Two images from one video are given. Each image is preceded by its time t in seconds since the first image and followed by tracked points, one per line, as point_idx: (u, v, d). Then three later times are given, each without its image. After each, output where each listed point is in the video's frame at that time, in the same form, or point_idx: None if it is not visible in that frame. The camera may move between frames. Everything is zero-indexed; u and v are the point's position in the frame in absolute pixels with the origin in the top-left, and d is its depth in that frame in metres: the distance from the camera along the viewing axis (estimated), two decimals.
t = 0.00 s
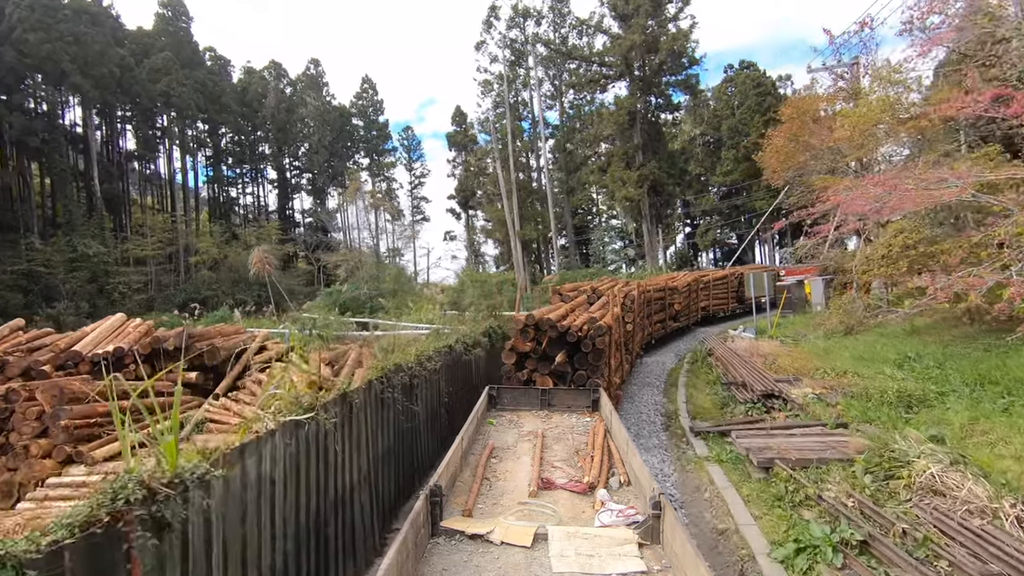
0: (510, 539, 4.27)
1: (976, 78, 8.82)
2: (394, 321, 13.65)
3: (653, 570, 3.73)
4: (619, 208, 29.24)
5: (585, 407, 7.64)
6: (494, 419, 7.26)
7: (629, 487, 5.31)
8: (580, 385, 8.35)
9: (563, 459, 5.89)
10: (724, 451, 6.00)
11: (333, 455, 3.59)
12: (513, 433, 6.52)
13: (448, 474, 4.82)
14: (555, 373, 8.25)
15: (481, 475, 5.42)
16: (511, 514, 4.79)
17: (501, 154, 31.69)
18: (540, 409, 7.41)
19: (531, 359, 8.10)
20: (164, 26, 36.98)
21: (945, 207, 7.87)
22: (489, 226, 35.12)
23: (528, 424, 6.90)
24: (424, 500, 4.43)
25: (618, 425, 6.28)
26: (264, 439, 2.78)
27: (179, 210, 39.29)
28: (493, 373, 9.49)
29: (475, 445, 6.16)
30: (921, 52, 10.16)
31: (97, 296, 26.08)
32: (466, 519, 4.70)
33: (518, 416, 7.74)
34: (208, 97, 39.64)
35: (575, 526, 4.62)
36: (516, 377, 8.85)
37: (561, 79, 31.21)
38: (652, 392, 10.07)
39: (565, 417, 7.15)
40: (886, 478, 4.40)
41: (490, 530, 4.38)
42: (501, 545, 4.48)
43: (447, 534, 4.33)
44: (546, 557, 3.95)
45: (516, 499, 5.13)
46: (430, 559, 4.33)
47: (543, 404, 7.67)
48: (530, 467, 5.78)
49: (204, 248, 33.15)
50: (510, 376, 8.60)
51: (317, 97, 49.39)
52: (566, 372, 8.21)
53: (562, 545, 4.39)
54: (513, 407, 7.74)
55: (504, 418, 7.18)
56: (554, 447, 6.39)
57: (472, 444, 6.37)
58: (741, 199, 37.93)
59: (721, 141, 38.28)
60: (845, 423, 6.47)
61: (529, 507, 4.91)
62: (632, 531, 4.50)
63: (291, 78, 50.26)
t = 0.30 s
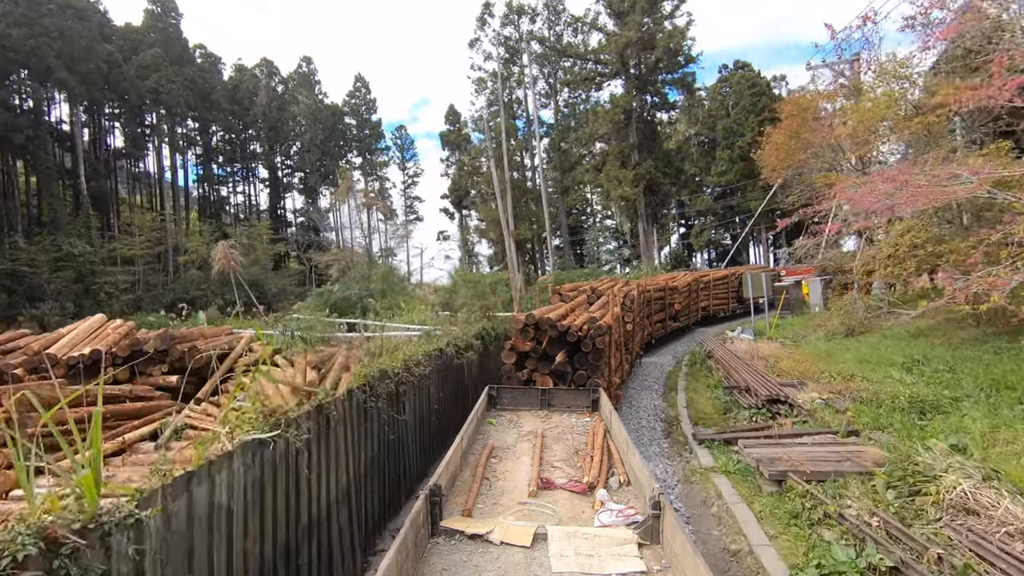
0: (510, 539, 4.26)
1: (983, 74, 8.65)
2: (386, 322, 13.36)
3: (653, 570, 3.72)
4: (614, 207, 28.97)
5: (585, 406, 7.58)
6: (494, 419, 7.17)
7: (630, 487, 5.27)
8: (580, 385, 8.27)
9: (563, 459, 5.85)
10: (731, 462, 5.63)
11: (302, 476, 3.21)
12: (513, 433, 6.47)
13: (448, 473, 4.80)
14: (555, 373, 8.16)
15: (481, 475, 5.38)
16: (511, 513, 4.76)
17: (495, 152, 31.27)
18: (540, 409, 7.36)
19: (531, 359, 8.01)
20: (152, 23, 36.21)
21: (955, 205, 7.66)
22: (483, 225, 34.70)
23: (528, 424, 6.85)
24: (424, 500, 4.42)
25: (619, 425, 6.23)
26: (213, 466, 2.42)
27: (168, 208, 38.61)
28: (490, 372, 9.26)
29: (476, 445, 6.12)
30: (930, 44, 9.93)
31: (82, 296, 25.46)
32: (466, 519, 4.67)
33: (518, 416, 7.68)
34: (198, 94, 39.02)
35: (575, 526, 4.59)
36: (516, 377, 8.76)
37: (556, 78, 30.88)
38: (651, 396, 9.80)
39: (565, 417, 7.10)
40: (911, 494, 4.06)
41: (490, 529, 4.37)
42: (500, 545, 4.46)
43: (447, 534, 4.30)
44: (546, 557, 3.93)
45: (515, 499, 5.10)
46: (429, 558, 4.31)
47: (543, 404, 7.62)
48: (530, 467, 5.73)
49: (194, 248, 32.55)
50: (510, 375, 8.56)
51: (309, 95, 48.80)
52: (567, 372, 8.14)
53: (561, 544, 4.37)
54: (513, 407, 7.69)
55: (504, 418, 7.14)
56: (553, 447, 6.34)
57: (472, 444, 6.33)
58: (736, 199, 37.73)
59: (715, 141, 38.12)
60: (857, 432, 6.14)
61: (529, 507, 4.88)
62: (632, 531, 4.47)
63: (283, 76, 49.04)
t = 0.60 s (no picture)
0: (510, 539, 4.14)
1: (989, 68, 8.46)
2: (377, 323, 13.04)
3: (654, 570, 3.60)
4: (609, 207, 28.68)
5: (585, 406, 7.46)
6: (494, 419, 7.05)
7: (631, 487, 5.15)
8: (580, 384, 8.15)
9: (563, 459, 5.73)
10: (739, 473, 5.26)
11: (266, 501, 2.84)
12: (512, 433, 6.37)
13: (447, 473, 4.69)
14: (556, 373, 8.12)
15: (480, 475, 5.28)
16: (511, 514, 4.64)
17: (488, 151, 30.85)
18: (540, 409, 7.25)
19: (531, 359, 7.95)
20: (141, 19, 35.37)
21: (967, 201, 7.41)
22: (476, 225, 34.29)
23: (528, 424, 6.73)
24: (422, 501, 4.32)
25: (619, 425, 6.12)
26: (148, 501, 2.06)
27: (156, 208, 37.85)
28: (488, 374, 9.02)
29: (476, 445, 6.03)
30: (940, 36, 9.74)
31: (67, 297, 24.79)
32: (466, 519, 4.57)
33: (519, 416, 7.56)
34: (187, 92, 38.35)
35: (575, 526, 4.47)
36: (516, 377, 8.65)
37: (550, 76, 30.57)
38: (650, 400, 9.47)
39: (565, 416, 6.98)
40: (942, 514, 3.73)
41: (490, 529, 4.25)
42: (500, 545, 4.34)
43: (446, 533, 4.19)
44: (546, 557, 3.82)
45: (515, 499, 4.98)
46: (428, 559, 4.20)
47: (543, 404, 7.55)
48: (530, 467, 5.62)
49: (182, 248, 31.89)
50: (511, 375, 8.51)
51: (301, 93, 48.17)
52: (567, 372, 8.08)
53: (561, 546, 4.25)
54: (513, 407, 7.57)
55: (504, 419, 7.04)
56: (553, 447, 6.21)
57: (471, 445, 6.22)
58: (730, 200, 37.58)
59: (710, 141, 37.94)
60: (870, 440, 5.82)
61: (529, 507, 4.77)
62: (633, 531, 4.36)
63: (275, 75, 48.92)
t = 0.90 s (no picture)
0: (510, 539, 4.19)
1: (994, 65, 8.37)
2: (370, 324, 12.75)
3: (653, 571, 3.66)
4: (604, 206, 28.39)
5: (585, 407, 7.40)
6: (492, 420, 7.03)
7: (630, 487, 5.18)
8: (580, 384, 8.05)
9: (563, 459, 5.75)
10: (750, 487, 4.90)
11: (216, 536, 2.47)
12: (512, 434, 6.37)
13: (447, 473, 4.71)
14: (555, 373, 8.05)
15: (481, 475, 5.29)
16: (511, 514, 4.68)
17: (482, 150, 30.47)
18: (539, 409, 7.22)
19: (532, 359, 7.96)
20: (129, 15, 34.63)
21: (973, 201, 7.32)
22: (470, 225, 33.88)
23: (528, 424, 6.72)
24: (423, 500, 4.34)
25: (618, 425, 6.12)
26: (50, 557, 1.67)
27: (144, 208, 37.15)
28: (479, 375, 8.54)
29: (475, 445, 6.05)
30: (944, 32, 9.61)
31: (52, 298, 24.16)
32: (466, 519, 4.59)
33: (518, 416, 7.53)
34: (177, 90, 37.69)
35: (575, 526, 4.51)
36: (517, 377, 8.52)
37: (545, 74, 30.30)
38: (650, 405, 9.13)
39: (564, 417, 6.97)
40: (977, 536, 3.40)
41: (490, 529, 4.31)
42: (500, 545, 4.39)
43: (446, 533, 4.24)
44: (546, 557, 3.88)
45: (514, 499, 5.01)
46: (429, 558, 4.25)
47: (543, 403, 7.55)
48: (529, 467, 5.64)
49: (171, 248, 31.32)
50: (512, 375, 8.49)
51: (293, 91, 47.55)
52: (567, 372, 8.04)
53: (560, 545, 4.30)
54: (512, 406, 7.56)
55: (503, 418, 7.05)
56: (553, 447, 6.21)
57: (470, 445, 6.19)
58: (725, 200, 37.38)
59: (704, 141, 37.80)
60: (884, 449, 5.51)
61: (528, 507, 4.80)
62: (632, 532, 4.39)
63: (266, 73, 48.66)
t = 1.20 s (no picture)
0: (511, 540, 3.96)
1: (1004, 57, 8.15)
2: (361, 326, 12.37)
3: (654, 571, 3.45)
4: (600, 206, 28.08)
5: (585, 407, 7.11)
6: (492, 419, 6.75)
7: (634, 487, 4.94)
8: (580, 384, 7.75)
9: (563, 459, 5.48)
10: (760, 500, 4.57)
11: None
12: (513, 434, 6.11)
13: (448, 473, 4.48)
14: (556, 373, 7.74)
15: (481, 474, 5.04)
16: (511, 514, 4.44)
17: (476, 149, 30.05)
18: (539, 409, 6.93)
19: (532, 359, 7.66)
20: (117, 12, 33.91)
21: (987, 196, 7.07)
22: (464, 225, 33.48)
23: (528, 424, 6.45)
24: (422, 500, 4.11)
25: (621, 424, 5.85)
26: None
27: (132, 208, 36.42)
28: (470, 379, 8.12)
29: (475, 445, 5.79)
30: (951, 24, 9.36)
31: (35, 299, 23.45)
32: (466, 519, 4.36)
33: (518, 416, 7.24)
34: (166, 88, 37.02)
35: (575, 526, 4.28)
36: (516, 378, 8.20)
37: (539, 72, 29.99)
38: (650, 411, 8.75)
39: (565, 417, 6.70)
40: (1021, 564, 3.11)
41: (490, 529, 4.08)
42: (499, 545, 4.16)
43: (446, 534, 4.01)
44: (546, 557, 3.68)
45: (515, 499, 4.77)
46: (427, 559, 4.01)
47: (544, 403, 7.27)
48: (529, 467, 5.39)
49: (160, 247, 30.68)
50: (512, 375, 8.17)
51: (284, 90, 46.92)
52: (567, 371, 7.73)
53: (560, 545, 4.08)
54: (511, 405, 7.28)
55: (503, 418, 6.78)
56: (554, 447, 5.95)
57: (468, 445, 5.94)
58: (719, 200, 37.17)
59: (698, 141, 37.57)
60: (902, 460, 5.17)
61: (528, 507, 4.56)
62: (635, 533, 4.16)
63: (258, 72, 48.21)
